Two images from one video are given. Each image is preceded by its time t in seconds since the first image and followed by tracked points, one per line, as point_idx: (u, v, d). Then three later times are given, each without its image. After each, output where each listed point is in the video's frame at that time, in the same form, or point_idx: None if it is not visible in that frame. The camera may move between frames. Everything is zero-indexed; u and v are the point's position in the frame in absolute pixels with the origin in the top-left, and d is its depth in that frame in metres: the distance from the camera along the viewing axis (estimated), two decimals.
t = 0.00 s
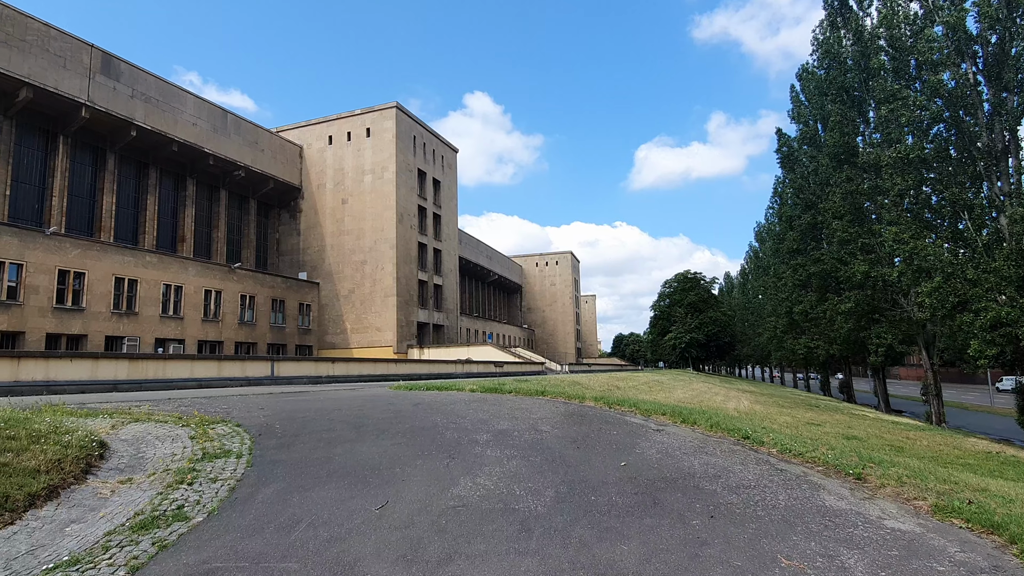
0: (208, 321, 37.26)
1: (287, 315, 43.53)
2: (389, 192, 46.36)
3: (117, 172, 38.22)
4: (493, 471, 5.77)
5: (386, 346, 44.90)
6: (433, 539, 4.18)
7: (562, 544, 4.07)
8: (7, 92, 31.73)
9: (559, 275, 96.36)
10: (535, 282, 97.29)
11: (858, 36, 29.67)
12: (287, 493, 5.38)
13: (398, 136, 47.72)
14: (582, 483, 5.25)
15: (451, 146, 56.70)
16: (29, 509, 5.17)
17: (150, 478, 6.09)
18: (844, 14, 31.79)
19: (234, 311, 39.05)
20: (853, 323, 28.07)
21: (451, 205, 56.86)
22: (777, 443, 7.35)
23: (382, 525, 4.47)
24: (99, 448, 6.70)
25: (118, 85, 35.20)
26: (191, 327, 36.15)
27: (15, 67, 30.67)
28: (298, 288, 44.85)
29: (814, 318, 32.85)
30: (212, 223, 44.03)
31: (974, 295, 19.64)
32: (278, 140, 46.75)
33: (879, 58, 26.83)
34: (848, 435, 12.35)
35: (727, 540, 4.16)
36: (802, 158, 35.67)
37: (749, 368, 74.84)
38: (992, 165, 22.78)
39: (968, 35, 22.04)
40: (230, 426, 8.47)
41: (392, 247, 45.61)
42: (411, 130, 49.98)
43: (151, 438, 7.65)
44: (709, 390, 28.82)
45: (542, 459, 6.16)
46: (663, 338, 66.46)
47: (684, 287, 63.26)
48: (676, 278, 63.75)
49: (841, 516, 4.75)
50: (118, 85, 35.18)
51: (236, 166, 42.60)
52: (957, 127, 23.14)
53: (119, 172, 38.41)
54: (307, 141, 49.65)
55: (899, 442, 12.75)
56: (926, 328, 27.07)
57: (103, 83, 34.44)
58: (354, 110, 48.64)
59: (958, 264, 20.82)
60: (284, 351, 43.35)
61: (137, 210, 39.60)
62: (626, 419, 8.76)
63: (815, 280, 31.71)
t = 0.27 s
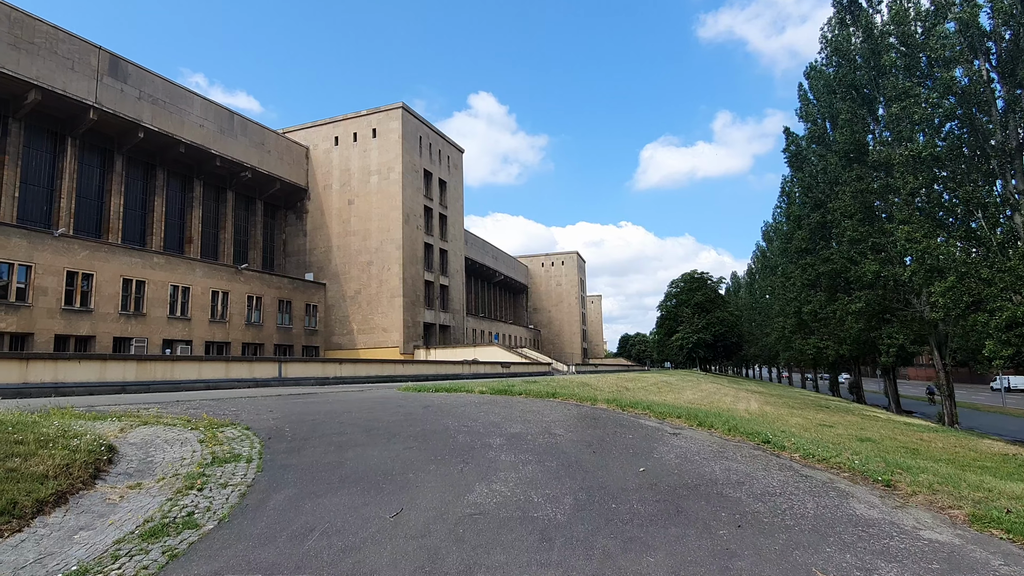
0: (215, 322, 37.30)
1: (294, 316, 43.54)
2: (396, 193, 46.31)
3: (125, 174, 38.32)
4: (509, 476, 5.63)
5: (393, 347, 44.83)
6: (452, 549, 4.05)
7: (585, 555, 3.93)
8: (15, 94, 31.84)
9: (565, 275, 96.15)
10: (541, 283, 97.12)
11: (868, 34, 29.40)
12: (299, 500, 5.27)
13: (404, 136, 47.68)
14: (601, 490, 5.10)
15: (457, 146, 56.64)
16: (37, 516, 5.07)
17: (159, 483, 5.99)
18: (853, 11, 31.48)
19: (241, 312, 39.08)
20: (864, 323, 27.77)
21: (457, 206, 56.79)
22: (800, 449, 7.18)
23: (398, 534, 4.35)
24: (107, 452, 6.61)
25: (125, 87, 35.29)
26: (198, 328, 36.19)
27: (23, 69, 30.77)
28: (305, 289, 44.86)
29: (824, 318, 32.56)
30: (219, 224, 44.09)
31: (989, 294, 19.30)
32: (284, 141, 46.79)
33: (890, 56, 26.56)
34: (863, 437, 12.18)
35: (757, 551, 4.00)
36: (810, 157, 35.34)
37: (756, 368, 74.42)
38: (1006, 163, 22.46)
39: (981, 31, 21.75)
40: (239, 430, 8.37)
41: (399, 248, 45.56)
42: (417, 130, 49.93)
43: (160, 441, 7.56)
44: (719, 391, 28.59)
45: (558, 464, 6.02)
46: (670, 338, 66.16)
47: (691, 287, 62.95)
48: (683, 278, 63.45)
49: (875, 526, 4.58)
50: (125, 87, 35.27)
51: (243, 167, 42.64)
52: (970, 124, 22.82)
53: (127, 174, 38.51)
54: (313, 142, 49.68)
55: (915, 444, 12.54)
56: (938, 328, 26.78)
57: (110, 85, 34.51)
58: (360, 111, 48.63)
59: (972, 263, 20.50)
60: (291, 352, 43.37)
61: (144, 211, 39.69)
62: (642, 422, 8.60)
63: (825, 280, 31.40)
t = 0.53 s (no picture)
0: (220, 322, 37.32)
1: (299, 316, 43.54)
2: (400, 193, 46.27)
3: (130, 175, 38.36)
4: (521, 479, 5.53)
5: (397, 347, 44.79)
6: (466, 555, 3.96)
7: (603, 561, 3.83)
8: (22, 95, 31.92)
9: (569, 275, 95.98)
10: (545, 283, 96.92)
11: (876, 31, 29.16)
12: (308, 503, 5.18)
13: (409, 136, 47.64)
14: (616, 494, 4.99)
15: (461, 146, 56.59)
16: (42, 519, 4.99)
17: (166, 485, 5.91)
18: (860, 8, 31.26)
19: (246, 313, 39.10)
20: (872, 323, 27.55)
21: (462, 206, 56.72)
22: (817, 451, 7.07)
23: (410, 539, 4.25)
24: (113, 454, 6.53)
25: (131, 88, 35.35)
26: (204, 329, 36.21)
27: (29, 70, 30.84)
28: (309, 289, 44.87)
29: (831, 318, 32.31)
30: (224, 225, 44.13)
31: (1000, 294, 19.02)
32: (289, 141, 46.81)
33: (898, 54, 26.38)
34: (874, 438, 12.07)
35: (780, 558, 3.89)
36: (817, 156, 35.10)
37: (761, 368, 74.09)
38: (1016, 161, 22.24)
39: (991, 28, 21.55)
40: (246, 431, 8.29)
41: (403, 248, 45.52)
42: (421, 130, 49.89)
43: (166, 443, 7.48)
44: (725, 391, 28.40)
45: (570, 467, 5.92)
46: (674, 338, 65.90)
47: (696, 287, 62.74)
48: (687, 278, 63.24)
49: (903, 532, 4.46)
50: (130, 88, 35.33)
51: (248, 167, 42.67)
52: (980, 122, 22.59)
53: (132, 174, 38.57)
54: (318, 143, 49.69)
55: (926, 445, 12.41)
56: (947, 328, 26.53)
57: (115, 86, 34.56)
58: (364, 111, 48.62)
59: (983, 262, 20.26)
60: (296, 352, 43.38)
61: (149, 212, 39.74)
62: (654, 424, 8.49)
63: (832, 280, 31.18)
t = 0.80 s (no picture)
0: (224, 322, 37.30)
1: (302, 316, 43.50)
2: (403, 193, 46.21)
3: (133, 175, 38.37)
4: (529, 480, 5.41)
5: (401, 347, 44.71)
6: (475, 558, 3.85)
7: (617, 566, 3.71)
8: (25, 96, 31.94)
9: (572, 275, 95.79)
10: (548, 283, 96.77)
11: (882, 29, 28.94)
12: (311, 505, 5.07)
13: (412, 136, 47.58)
14: (627, 496, 4.87)
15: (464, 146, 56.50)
16: (41, 521, 4.90)
17: (167, 486, 5.81)
18: (865, 6, 31.04)
19: (249, 313, 39.07)
20: (878, 322, 27.32)
21: (465, 206, 56.63)
22: (833, 453, 6.95)
23: (416, 542, 4.14)
24: (114, 455, 6.44)
25: (134, 88, 35.34)
26: (207, 329, 36.19)
27: (33, 71, 30.85)
28: (312, 289, 44.82)
29: (836, 318, 32.08)
30: (227, 225, 44.12)
31: (1009, 293, 18.73)
32: (292, 141, 46.78)
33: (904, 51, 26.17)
34: (882, 438, 11.94)
35: (801, 563, 3.76)
36: (821, 155, 34.85)
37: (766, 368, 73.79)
38: None
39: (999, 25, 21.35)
40: (249, 431, 8.19)
41: (407, 248, 45.45)
42: (424, 130, 49.82)
43: (168, 443, 7.38)
44: (730, 391, 28.21)
45: (579, 468, 5.79)
46: (678, 338, 65.69)
47: (699, 286, 62.52)
48: (691, 278, 63.04)
49: (927, 536, 4.33)
50: (134, 88, 35.32)
51: (251, 167, 42.66)
52: (989, 120, 22.35)
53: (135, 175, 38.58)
54: (321, 143, 49.66)
55: (935, 445, 12.28)
56: (954, 327, 26.30)
57: (119, 86, 34.57)
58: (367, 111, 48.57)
59: (992, 261, 20.04)
60: (299, 352, 43.33)
61: (153, 212, 39.74)
62: (663, 424, 8.36)
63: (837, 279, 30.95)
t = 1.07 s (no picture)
0: (227, 322, 37.25)
1: (305, 316, 43.43)
2: (406, 192, 46.09)
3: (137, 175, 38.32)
4: (536, 483, 5.26)
5: (404, 347, 44.61)
6: (481, 565, 3.71)
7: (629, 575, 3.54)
8: (29, 96, 31.92)
9: (575, 275, 95.55)
10: (551, 282, 96.56)
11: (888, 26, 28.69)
12: (312, 508, 4.93)
13: (415, 136, 47.46)
14: (637, 500, 4.71)
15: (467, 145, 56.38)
16: (35, 525, 4.76)
17: (165, 488, 5.67)
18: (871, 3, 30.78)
19: (253, 313, 39.02)
20: (884, 322, 27.06)
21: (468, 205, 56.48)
22: (848, 455, 6.80)
23: (418, 548, 4.00)
24: (112, 456, 6.32)
25: (137, 88, 35.29)
26: (210, 329, 36.15)
27: (36, 71, 30.82)
28: (316, 289, 44.75)
29: (841, 317, 31.81)
30: (230, 225, 44.06)
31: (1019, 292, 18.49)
32: (295, 141, 46.71)
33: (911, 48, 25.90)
34: (889, 438, 11.80)
35: (822, 573, 3.60)
36: (826, 153, 34.57)
37: (770, 367, 73.44)
38: None
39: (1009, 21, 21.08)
40: (250, 432, 8.06)
41: (410, 248, 45.34)
42: (427, 130, 49.70)
43: (167, 444, 7.26)
44: (735, 391, 27.97)
45: (586, 470, 5.65)
46: (682, 338, 65.43)
47: (703, 286, 62.28)
48: (695, 277, 62.79)
49: (952, 542, 4.18)
50: (137, 88, 35.27)
51: (254, 167, 42.60)
52: (998, 116, 22.08)
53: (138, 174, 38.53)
54: (324, 143, 49.59)
55: (943, 445, 12.12)
56: (962, 326, 26.03)
57: (122, 86, 34.53)
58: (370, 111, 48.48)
59: (1001, 259, 19.81)
60: (303, 352, 43.27)
61: (156, 212, 39.70)
62: (671, 425, 8.21)
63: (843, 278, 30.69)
